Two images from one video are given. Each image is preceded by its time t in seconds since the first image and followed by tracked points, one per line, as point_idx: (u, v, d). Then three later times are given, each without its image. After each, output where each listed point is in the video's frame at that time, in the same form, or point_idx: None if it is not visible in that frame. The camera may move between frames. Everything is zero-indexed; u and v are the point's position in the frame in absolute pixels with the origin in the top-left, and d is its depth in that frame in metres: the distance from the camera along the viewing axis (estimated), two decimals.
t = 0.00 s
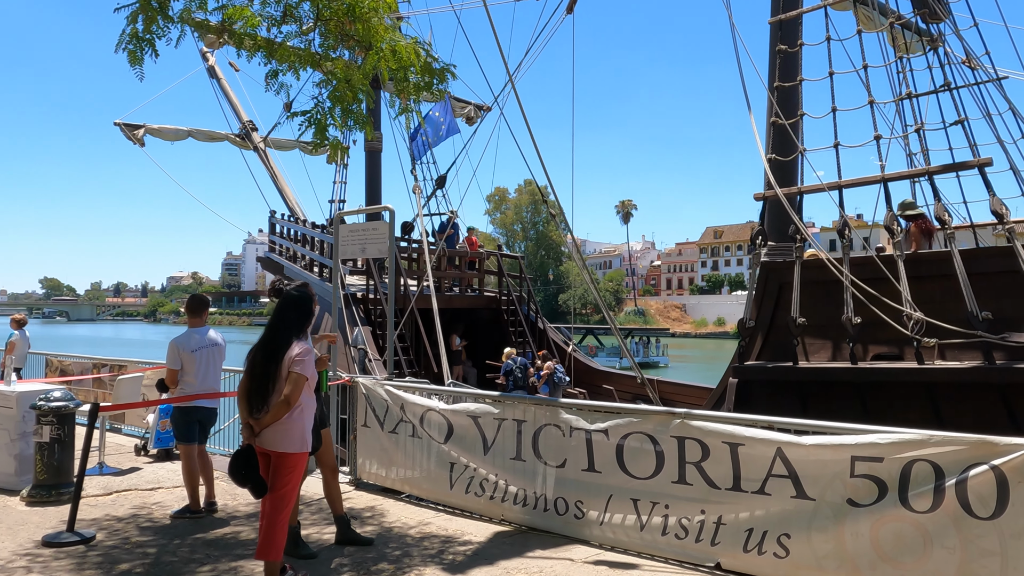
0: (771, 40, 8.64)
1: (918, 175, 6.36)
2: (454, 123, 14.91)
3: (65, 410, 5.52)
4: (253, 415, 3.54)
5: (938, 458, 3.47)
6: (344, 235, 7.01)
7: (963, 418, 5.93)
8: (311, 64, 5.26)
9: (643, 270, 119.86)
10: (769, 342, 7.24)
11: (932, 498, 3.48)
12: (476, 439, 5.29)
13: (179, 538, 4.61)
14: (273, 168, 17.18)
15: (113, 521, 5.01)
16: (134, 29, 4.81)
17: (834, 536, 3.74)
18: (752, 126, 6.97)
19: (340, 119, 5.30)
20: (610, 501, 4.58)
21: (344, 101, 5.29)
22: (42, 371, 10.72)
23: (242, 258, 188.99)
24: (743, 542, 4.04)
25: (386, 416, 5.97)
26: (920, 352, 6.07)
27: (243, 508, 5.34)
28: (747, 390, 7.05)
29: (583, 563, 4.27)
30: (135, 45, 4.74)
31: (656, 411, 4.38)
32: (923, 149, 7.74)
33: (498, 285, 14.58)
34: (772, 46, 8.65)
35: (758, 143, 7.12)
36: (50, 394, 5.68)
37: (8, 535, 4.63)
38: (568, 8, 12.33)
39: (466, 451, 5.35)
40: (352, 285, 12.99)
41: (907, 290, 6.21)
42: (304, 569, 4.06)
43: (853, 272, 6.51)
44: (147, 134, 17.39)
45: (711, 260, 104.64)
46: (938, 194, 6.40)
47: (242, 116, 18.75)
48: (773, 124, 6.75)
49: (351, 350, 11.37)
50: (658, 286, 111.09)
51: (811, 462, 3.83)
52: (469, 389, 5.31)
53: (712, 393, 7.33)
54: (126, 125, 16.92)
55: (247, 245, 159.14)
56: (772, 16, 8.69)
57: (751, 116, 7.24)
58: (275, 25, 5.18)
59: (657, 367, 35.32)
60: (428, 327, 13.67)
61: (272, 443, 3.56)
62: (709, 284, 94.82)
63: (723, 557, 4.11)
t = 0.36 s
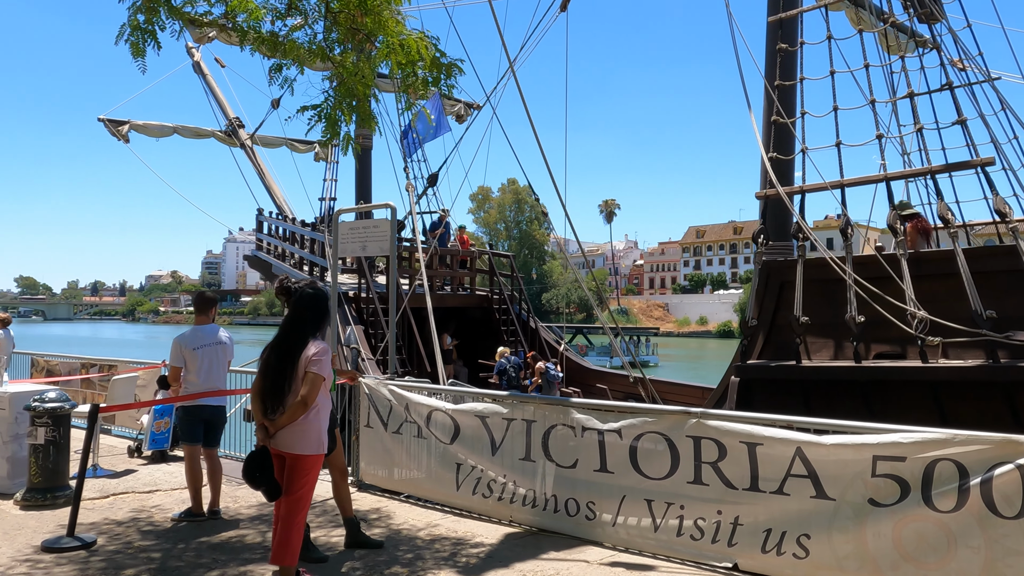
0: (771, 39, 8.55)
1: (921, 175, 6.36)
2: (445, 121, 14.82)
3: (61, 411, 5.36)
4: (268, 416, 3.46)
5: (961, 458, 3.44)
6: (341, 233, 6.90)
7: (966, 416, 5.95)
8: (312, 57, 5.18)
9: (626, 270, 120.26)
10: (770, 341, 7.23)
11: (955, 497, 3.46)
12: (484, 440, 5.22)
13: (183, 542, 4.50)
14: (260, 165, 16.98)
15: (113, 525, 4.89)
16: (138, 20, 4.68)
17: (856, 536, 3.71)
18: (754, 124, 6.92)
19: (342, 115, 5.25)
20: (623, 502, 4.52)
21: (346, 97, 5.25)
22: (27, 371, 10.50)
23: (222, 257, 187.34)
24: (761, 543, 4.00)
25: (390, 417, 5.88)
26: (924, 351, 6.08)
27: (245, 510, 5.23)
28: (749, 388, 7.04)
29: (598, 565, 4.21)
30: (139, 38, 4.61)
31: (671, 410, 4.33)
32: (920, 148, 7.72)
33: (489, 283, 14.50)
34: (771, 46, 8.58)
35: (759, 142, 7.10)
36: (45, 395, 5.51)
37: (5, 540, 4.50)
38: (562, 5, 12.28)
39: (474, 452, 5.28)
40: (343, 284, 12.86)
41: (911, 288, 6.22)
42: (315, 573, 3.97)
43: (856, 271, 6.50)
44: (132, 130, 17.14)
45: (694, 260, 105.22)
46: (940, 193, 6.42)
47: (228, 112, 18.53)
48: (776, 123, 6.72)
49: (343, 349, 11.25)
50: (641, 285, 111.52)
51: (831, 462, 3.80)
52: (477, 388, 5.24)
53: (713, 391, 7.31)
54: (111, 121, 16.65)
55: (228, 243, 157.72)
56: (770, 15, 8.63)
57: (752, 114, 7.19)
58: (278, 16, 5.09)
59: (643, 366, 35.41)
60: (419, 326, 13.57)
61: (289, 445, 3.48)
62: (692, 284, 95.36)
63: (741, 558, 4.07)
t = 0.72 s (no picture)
0: (779, 35, 8.46)
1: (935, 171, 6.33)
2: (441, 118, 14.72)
3: (66, 408, 5.25)
4: (299, 412, 3.38)
5: (1003, 454, 3.40)
6: (350, 226, 6.77)
7: (980, 413, 5.94)
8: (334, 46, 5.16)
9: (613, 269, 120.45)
10: (780, 338, 7.17)
11: (997, 494, 3.41)
12: (503, 437, 5.14)
13: (198, 543, 4.38)
14: (254, 161, 16.80)
15: (124, 525, 4.76)
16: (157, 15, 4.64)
17: (893, 534, 3.66)
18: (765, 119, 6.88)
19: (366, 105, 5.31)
20: (649, 500, 4.46)
21: (368, 85, 5.31)
22: (19, 369, 10.28)
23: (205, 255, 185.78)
24: (793, 541, 3.95)
25: (402, 414, 5.79)
26: (939, 348, 6.06)
27: (258, 510, 5.13)
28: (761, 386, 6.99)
29: (626, 564, 4.14)
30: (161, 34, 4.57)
31: (699, 407, 4.27)
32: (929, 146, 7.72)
33: (487, 281, 14.40)
34: (779, 41, 8.51)
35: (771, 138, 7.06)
36: (49, 392, 5.37)
37: (14, 541, 4.36)
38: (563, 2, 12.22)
39: (492, 449, 5.19)
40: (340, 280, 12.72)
41: (926, 285, 6.20)
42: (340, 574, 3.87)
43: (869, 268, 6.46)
44: (122, 124, 16.89)
45: (680, 259, 105.63)
46: (954, 190, 6.40)
47: (219, 107, 18.30)
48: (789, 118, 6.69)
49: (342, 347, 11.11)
50: (627, 284, 111.80)
51: (867, 459, 3.76)
52: (495, 385, 5.16)
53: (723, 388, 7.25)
54: (101, 114, 16.41)
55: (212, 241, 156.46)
56: (777, 10, 8.54)
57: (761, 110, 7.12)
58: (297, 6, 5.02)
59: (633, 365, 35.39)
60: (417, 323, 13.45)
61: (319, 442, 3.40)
62: (678, 283, 95.73)
63: (772, 556, 4.01)
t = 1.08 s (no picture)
0: (791, 35, 8.40)
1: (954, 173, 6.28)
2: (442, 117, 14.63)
3: (77, 413, 5.14)
4: (331, 421, 3.28)
5: None
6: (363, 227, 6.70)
7: (1001, 417, 5.88)
8: (359, 49, 5.18)
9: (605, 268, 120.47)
10: (796, 341, 7.14)
11: None
12: (525, 443, 5.05)
13: (219, 552, 4.28)
14: (252, 160, 16.64)
15: (140, 534, 4.66)
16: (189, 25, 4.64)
17: (934, 544, 3.59)
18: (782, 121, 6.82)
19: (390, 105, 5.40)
20: (678, 508, 4.39)
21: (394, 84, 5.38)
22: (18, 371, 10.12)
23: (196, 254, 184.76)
24: (830, 551, 3.89)
25: (420, 419, 5.70)
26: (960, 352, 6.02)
27: (275, 518, 5.02)
28: (777, 390, 6.95)
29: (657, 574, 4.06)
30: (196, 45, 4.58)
31: (732, 413, 4.20)
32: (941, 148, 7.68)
33: (488, 282, 14.30)
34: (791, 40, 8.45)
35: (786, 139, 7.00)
36: (60, 397, 5.25)
37: (30, 551, 4.25)
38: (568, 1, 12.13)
39: (514, 455, 5.11)
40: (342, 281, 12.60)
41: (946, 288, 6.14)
42: None
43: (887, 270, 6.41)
44: (118, 123, 16.68)
45: (672, 259, 105.75)
46: (972, 192, 6.35)
47: (216, 105, 18.11)
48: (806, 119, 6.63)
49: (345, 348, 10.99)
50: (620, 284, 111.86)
51: (907, 467, 3.69)
52: (518, 390, 5.08)
53: (738, 390, 7.19)
54: (96, 112, 16.21)
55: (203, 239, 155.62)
56: (790, 10, 8.46)
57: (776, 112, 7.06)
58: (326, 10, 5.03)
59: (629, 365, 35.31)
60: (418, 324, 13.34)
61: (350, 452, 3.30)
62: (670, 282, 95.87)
63: (808, 565, 3.95)
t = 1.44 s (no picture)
0: (806, 31, 8.33)
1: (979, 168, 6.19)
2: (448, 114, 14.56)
3: (93, 411, 5.00)
4: (370, 418, 3.19)
5: None
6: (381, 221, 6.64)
7: None
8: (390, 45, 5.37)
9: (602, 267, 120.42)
10: (815, 339, 7.08)
11: None
12: (552, 442, 4.97)
13: (245, 553, 4.18)
14: (256, 156, 16.49)
15: (161, 534, 4.55)
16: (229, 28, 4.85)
17: (983, 544, 3.50)
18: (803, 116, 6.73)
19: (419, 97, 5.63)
20: (713, 508, 4.30)
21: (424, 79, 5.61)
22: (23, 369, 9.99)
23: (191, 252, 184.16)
24: (873, 551, 3.80)
25: (442, 417, 5.62)
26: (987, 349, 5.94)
27: (296, 518, 4.92)
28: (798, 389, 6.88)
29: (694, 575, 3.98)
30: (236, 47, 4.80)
31: (769, 411, 4.12)
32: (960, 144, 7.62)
33: (495, 280, 14.20)
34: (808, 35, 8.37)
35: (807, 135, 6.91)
36: (76, 395, 5.13)
37: (50, 553, 4.15)
38: None
39: (540, 454, 5.02)
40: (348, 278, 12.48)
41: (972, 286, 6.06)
42: None
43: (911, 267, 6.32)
44: (120, 119, 16.55)
45: (669, 258, 105.77)
46: (998, 188, 6.27)
47: (218, 101, 17.97)
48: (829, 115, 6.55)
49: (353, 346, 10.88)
50: (617, 283, 111.83)
51: (953, 466, 3.60)
52: (545, 387, 4.98)
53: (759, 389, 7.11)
54: (98, 108, 16.06)
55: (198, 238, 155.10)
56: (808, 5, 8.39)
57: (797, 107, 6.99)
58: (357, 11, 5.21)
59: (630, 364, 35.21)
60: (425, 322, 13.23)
61: (390, 449, 3.21)
62: (667, 281, 95.80)
63: (850, 566, 3.87)
